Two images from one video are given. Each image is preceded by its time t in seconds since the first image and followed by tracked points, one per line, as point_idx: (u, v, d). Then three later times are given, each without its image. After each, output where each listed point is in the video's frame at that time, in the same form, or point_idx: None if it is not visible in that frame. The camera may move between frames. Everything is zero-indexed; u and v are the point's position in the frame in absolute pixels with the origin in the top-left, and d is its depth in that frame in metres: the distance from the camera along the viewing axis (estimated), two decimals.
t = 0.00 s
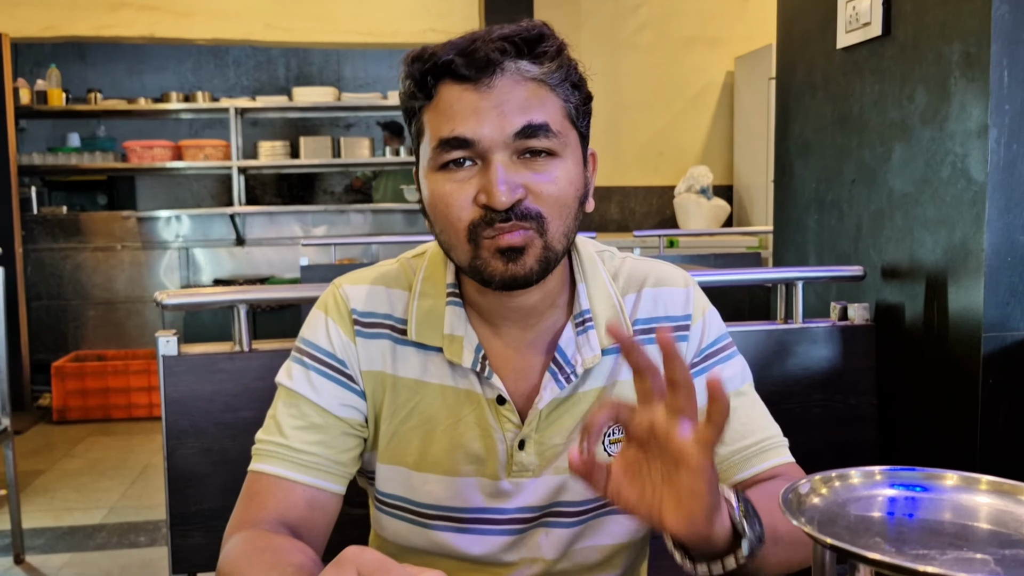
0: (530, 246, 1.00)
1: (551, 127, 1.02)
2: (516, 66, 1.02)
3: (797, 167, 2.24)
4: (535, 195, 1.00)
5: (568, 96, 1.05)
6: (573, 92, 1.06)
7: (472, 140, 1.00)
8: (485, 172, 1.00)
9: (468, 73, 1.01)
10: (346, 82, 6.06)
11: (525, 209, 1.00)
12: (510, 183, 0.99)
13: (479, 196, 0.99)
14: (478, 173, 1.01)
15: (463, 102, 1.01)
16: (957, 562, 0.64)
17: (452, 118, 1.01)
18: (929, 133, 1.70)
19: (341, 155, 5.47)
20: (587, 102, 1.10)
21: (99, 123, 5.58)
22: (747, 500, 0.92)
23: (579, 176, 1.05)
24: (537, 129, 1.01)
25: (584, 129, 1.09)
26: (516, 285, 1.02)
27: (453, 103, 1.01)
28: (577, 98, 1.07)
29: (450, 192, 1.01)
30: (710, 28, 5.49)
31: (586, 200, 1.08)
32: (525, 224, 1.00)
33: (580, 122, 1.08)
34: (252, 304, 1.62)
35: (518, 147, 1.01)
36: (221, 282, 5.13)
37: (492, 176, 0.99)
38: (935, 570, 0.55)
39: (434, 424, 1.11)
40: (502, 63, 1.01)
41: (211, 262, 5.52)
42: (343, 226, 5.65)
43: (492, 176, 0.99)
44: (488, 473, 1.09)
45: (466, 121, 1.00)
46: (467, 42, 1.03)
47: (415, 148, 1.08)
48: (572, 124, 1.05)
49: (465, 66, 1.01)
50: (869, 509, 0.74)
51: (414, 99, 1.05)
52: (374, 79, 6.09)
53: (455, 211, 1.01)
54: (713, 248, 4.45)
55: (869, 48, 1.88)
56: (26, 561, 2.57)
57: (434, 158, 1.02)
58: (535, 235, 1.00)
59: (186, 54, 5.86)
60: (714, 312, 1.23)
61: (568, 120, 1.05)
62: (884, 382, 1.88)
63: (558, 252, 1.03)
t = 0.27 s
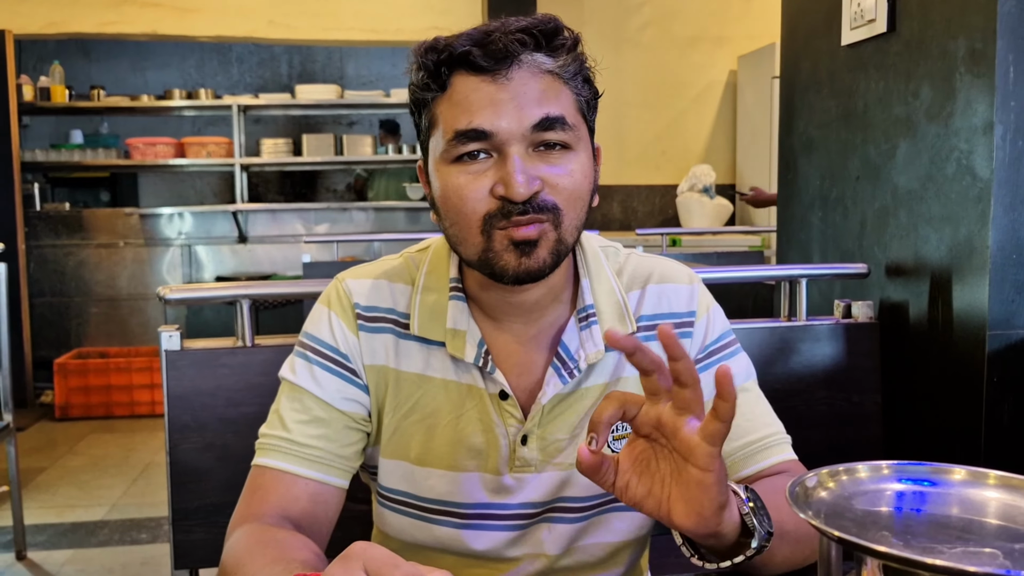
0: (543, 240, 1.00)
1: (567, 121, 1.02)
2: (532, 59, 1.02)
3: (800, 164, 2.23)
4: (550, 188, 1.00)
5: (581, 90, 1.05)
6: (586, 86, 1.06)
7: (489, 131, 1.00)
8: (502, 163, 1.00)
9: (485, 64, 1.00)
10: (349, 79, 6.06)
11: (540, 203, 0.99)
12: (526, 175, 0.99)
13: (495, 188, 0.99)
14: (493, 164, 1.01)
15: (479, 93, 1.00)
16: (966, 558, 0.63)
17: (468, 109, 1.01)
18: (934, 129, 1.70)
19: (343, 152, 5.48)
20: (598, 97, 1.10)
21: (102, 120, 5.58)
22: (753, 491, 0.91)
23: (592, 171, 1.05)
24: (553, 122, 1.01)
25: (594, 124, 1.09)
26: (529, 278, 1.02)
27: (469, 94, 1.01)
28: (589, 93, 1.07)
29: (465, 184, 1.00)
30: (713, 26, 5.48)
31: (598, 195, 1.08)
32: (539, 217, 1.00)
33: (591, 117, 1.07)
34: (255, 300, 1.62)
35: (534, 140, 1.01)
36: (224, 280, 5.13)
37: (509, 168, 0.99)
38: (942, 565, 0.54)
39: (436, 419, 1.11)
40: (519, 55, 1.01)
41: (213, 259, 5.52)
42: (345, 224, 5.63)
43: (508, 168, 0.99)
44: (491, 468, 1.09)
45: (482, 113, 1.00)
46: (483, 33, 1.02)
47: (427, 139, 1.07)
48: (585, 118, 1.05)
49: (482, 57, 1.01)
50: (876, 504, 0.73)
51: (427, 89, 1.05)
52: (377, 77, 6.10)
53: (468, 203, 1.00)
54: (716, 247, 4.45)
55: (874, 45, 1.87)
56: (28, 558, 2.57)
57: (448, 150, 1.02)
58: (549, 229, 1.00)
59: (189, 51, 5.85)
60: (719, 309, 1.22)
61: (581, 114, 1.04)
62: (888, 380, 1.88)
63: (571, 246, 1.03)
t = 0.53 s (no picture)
0: (545, 240, 1.00)
1: (569, 120, 1.02)
2: (534, 58, 1.01)
3: (805, 165, 2.23)
4: (552, 189, 1.00)
5: (584, 89, 1.05)
6: (589, 85, 1.06)
7: (491, 131, 1.00)
8: (503, 163, 1.00)
9: (486, 63, 1.00)
10: (352, 78, 6.06)
11: (541, 203, 0.99)
12: (527, 176, 0.99)
13: (495, 188, 0.99)
14: (495, 165, 1.00)
15: (480, 93, 1.00)
16: (973, 561, 0.63)
17: (469, 108, 1.00)
18: (939, 131, 1.70)
19: (346, 152, 5.48)
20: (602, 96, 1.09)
21: (105, 118, 5.58)
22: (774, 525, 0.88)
23: (595, 171, 1.05)
24: (555, 122, 1.01)
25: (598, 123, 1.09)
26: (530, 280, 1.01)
27: (470, 94, 1.01)
28: (592, 92, 1.07)
29: (466, 184, 1.00)
30: (716, 27, 5.49)
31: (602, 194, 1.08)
32: (541, 217, 0.99)
33: (595, 116, 1.07)
34: (259, 299, 1.61)
35: (535, 140, 1.00)
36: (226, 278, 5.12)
37: (509, 169, 0.99)
38: (952, 568, 0.54)
39: (439, 419, 1.11)
40: (520, 54, 1.01)
41: (215, 258, 5.52)
42: (348, 223, 5.64)
43: (509, 169, 0.99)
44: (494, 469, 1.09)
45: (482, 113, 1.00)
46: (485, 32, 1.02)
47: (428, 139, 1.07)
48: (588, 117, 1.05)
49: (483, 57, 1.00)
50: (884, 506, 0.72)
51: (429, 88, 1.05)
52: (380, 76, 6.09)
53: (470, 203, 1.00)
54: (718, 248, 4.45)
55: (879, 46, 1.87)
56: (30, 556, 2.57)
57: (449, 149, 1.02)
58: (551, 229, 1.00)
59: (192, 49, 5.86)
60: (722, 306, 1.22)
61: (584, 114, 1.04)
62: (892, 382, 1.88)
63: (574, 246, 1.03)
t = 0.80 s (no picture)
0: (551, 241, 1.00)
1: (576, 120, 1.01)
2: (542, 57, 1.01)
3: (808, 165, 2.23)
4: (558, 189, 1.00)
5: (591, 88, 1.05)
6: (596, 85, 1.06)
7: (497, 130, 0.99)
8: (509, 163, 1.00)
9: (494, 62, 1.00)
10: (354, 77, 6.06)
11: (548, 204, 0.99)
12: (534, 176, 0.99)
13: (501, 188, 0.99)
14: (501, 164, 1.00)
15: (487, 92, 1.00)
16: (978, 564, 0.63)
17: (476, 108, 1.00)
18: (943, 132, 1.69)
19: (348, 151, 5.49)
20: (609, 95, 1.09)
21: (107, 115, 5.58)
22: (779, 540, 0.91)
23: (602, 171, 1.05)
24: (562, 122, 1.00)
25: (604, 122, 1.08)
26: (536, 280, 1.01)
27: (476, 93, 1.00)
28: (600, 92, 1.06)
29: (472, 184, 1.00)
30: (719, 27, 5.48)
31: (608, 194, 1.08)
32: (548, 218, 0.99)
33: (601, 115, 1.07)
34: (261, 297, 1.61)
35: (542, 140, 1.00)
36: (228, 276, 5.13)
37: (516, 168, 0.99)
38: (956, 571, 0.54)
39: (440, 418, 1.11)
40: (528, 53, 1.00)
41: (217, 256, 5.52)
42: (350, 222, 5.65)
43: (516, 169, 0.99)
44: (495, 469, 1.09)
45: (489, 112, 1.00)
46: (492, 30, 1.02)
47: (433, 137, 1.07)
48: (595, 117, 1.05)
49: (491, 55, 1.00)
50: (889, 509, 0.72)
51: (434, 86, 1.04)
52: (382, 74, 6.09)
53: (475, 203, 1.00)
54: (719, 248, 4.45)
55: (883, 46, 1.87)
56: (31, 552, 2.57)
57: (455, 149, 1.01)
58: (557, 230, 1.00)
59: (195, 47, 5.86)
60: (726, 306, 1.21)
61: (591, 113, 1.04)
62: (894, 383, 1.88)
63: (580, 246, 1.03)
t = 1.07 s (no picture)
0: (550, 237, 1.00)
1: (576, 117, 1.01)
2: (541, 53, 1.01)
3: (810, 166, 2.23)
4: (558, 186, 1.00)
5: (591, 85, 1.04)
6: (596, 82, 1.06)
7: (496, 127, 0.99)
8: (509, 160, 1.00)
9: (493, 58, 1.00)
10: (356, 76, 6.06)
11: (548, 200, 0.99)
12: (534, 172, 0.99)
13: (501, 185, 0.99)
14: (501, 161, 1.00)
15: (486, 89, 1.00)
16: (979, 566, 0.63)
17: (475, 105, 1.00)
18: (946, 133, 1.69)
19: (350, 149, 5.48)
20: (609, 93, 1.09)
21: (109, 113, 5.58)
22: (777, 544, 0.91)
23: (602, 167, 1.05)
24: (562, 119, 1.00)
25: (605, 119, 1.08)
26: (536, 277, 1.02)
27: (475, 90, 1.00)
28: (600, 88, 1.06)
29: (472, 181, 1.00)
30: (721, 26, 5.47)
31: (608, 191, 1.08)
32: (547, 215, 0.99)
33: (602, 113, 1.07)
34: (263, 296, 1.61)
35: (542, 137, 1.00)
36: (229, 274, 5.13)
37: (515, 165, 0.99)
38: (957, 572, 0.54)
39: (445, 417, 1.11)
40: (527, 49, 1.00)
41: (218, 254, 5.53)
42: (351, 220, 5.66)
43: (515, 165, 0.99)
44: (500, 468, 1.09)
45: (488, 109, 1.00)
46: (491, 27, 1.02)
47: (433, 134, 1.07)
48: (595, 113, 1.05)
49: (490, 52, 1.00)
50: (891, 511, 0.72)
51: (434, 83, 1.04)
52: (384, 73, 6.09)
53: (475, 200, 1.00)
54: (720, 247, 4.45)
55: (886, 47, 1.87)
56: (32, 550, 2.57)
57: (454, 146, 1.01)
58: (557, 227, 1.00)
59: (197, 45, 5.86)
60: (731, 304, 1.21)
61: (591, 110, 1.04)
62: (895, 385, 1.88)
63: (580, 243, 1.03)
